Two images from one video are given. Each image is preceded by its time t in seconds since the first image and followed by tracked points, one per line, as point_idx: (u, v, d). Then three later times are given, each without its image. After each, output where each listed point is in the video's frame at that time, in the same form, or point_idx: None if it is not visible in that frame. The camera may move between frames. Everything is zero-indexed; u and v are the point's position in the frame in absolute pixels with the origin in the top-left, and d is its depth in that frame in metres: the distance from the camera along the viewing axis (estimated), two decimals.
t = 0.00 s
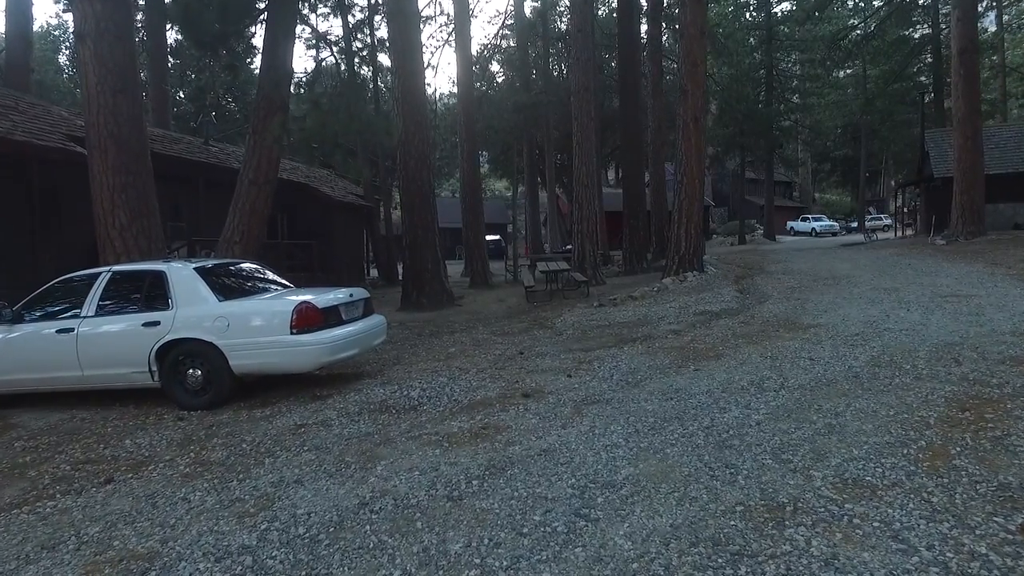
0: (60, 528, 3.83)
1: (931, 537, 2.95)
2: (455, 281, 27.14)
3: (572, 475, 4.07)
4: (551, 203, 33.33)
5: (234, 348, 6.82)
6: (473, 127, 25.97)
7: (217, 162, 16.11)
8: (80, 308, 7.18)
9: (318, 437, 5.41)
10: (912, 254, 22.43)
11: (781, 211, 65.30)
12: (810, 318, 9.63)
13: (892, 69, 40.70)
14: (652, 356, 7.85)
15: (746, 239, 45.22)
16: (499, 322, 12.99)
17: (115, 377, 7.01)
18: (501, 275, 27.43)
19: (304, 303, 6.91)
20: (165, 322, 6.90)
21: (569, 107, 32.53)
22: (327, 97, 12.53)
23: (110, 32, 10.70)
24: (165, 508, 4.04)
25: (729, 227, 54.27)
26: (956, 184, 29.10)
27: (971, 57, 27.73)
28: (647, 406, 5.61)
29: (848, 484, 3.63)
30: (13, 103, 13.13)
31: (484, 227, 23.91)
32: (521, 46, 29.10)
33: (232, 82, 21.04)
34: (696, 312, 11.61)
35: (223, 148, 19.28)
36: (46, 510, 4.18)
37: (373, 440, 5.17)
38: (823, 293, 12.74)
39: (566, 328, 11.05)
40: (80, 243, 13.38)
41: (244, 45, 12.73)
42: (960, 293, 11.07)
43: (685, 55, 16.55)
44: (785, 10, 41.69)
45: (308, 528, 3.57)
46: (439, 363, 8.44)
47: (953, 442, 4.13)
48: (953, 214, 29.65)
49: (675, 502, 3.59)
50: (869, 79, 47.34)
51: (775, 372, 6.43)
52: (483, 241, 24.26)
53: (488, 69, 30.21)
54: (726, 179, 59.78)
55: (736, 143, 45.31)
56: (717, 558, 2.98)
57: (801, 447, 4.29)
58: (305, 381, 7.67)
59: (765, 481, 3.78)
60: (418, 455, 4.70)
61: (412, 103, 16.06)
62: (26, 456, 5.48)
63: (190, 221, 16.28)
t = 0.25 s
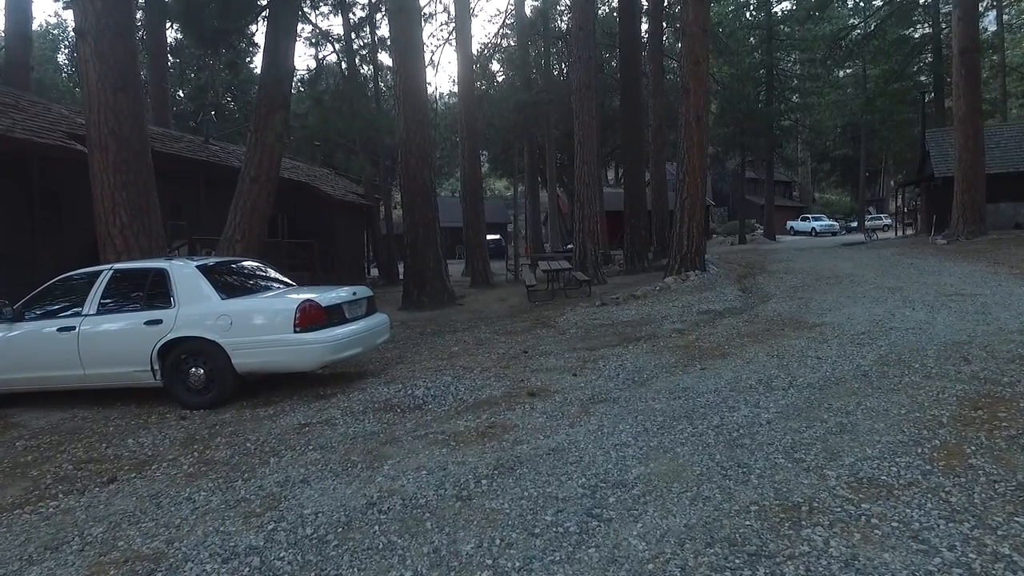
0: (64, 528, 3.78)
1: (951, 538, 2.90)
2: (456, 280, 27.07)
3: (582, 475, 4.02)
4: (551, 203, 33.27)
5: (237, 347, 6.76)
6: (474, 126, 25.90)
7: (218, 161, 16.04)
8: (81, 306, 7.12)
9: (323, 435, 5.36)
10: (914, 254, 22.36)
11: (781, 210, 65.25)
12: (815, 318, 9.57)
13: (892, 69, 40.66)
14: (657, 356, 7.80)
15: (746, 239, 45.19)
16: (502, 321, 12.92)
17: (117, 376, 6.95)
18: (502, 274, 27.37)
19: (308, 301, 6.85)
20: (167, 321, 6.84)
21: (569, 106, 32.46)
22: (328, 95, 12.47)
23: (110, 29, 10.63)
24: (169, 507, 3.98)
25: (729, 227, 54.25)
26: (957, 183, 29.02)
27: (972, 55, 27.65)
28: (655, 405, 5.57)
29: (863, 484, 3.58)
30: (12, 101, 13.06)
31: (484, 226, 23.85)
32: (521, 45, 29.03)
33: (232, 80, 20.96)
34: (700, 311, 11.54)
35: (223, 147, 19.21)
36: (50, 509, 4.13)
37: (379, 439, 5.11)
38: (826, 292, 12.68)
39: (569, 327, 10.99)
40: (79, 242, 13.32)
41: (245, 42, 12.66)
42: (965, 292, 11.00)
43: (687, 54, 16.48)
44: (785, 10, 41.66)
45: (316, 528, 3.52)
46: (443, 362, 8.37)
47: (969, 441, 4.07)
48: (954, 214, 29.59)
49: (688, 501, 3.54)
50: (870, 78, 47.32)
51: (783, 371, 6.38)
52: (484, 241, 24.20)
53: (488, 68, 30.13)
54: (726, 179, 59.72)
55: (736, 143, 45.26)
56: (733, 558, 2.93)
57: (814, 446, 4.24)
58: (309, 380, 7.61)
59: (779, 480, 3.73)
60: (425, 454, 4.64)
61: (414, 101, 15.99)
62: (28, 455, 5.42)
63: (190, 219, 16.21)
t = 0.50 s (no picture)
0: (64, 532, 3.69)
1: (981, 544, 2.82)
2: (457, 280, 27.00)
3: (594, 478, 3.92)
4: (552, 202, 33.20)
5: (239, 347, 6.67)
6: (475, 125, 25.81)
7: (218, 160, 15.94)
8: (80, 306, 7.03)
9: (327, 437, 5.27)
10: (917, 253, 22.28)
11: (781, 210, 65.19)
12: (821, 317, 9.49)
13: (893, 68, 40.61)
14: (664, 356, 7.72)
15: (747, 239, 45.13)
16: (504, 321, 12.84)
17: (117, 376, 6.86)
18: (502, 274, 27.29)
19: (311, 301, 6.76)
20: (168, 320, 6.74)
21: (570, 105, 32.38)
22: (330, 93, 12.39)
23: (110, 26, 10.53)
24: (172, 511, 3.89)
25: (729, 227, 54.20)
26: (959, 182, 28.93)
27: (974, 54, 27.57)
28: (665, 405, 5.48)
29: (884, 486, 3.49)
30: (11, 99, 12.96)
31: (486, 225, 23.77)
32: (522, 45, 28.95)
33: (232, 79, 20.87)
34: (705, 311, 11.46)
35: (223, 145, 19.10)
36: (51, 512, 4.04)
37: (385, 440, 5.03)
38: (831, 291, 12.61)
39: (573, 327, 10.91)
40: (79, 241, 13.22)
41: (246, 40, 12.56)
42: (972, 292, 10.92)
43: (690, 52, 16.40)
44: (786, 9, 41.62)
45: (323, 533, 3.43)
46: (446, 362, 8.28)
47: (990, 443, 3.99)
48: (956, 214, 29.51)
49: (705, 505, 3.45)
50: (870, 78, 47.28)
51: (793, 371, 6.29)
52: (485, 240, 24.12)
53: (489, 67, 30.04)
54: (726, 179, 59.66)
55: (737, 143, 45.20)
56: (756, 565, 2.84)
57: (830, 448, 4.16)
58: (311, 380, 7.52)
59: (797, 483, 3.64)
60: (433, 456, 4.55)
61: (415, 100, 15.90)
62: (27, 457, 5.32)
63: (190, 218, 16.11)
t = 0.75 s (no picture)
0: (58, 539, 3.55)
1: (1018, 555, 2.70)
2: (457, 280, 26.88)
3: (608, 483, 3.79)
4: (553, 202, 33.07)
5: (239, 347, 6.54)
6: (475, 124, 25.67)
7: (218, 158, 15.81)
8: (78, 305, 6.89)
9: (331, 439, 5.14)
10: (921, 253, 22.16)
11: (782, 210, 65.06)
12: (829, 317, 9.37)
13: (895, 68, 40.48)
14: (672, 356, 7.58)
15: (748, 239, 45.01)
16: (507, 320, 12.71)
17: (114, 377, 6.73)
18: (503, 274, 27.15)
19: (313, 300, 6.62)
20: (167, 319, 6.61)
21: (571, 104, 32.25)
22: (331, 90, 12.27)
23: (109, 22, 10.40)
24: (171, 517, 3.76)
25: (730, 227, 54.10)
26: (961, 182, 28.79)
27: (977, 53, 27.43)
28: (676, 407, 5.36)
29: (909, 492, 3.36)
30: (9, 96, 12.82)
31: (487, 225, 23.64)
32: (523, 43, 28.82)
33: (232, 77, 20.72)
34: (711, 311, 11.32)
35: (223, 144, 18.96)
36: (46, 517, 3.91)
37: (391, 443, 4.90)
38: (837, 291, 12.49)
39: (577, 327, 10.79)
40: (77, 239, 13.09)
41: (245, 36, 12.43)
42: (980, 292, 10.80)
43: (694, 50, 16.26)
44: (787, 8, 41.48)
45: (327, 541, 3.30)
46: (449, 362, 8.15)
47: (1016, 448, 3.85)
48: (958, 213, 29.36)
49: (724, 511, 3.32)
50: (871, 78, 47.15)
51: (805, 372, 6.17)
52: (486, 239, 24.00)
53: (490, 66, 29.91)
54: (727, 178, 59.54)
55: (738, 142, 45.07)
56: None
57: (850, 452, 4.02)
58: (312, 380, 7.39)
59: (818, 489, 3.51)
60: (439, 460, 4.42)
61: (416, 98, 15.76)
62: (23, 460, 5.18)
63: (189, 217, 15.98)
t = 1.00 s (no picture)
0: (45, 552, 3.37)
1: None
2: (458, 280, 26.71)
3: (623, 491, 3.62)
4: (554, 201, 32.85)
5: (238, 348, 6.35)
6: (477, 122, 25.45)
7: (216, 156, 15.61)
8: (72, 305, 6.71)
9: (333, 444, 4.96)
10: (926, 253, 21.96)
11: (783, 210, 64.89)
12: (839, 317, 9.20)
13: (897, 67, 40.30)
14: (681, 357, 7.40)
15: (749, 238, 44.82)
16: (511, 320, 12.52)
17: (109, 378, 6.54)
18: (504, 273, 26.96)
19: (314, 299, 6.44)
20: (163, 319, 6.42)
21: (572, 103, 32.06)
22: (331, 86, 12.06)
23: (106, 17, 10.19)
24: (164, 528, 3.57)
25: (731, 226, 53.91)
26: (965, 181, 28.53)
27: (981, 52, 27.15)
28: (689, 410, 5.18)
29: (946, 503, 3.18)
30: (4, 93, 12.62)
31: (488, 224, 23.46)
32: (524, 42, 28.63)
33: (231, 75, 20.55)
34: (718, 311, 11.13)
35: (222, 142, 18.77)
36: (32, 529, 3.71)
37: (395, 449, 4.71)
38: (846, 291, 12.29)
39: (582, 327, 10.63)
40: (73, 237, 12.90)
41: (245, 32, 12.24)
42: (992, 292, 10.61)
43: (699, 47, 16.08)
44: (789, 7, 41.28)
45: (330, 554, 3.12)
46: (452, 363, 7.96)
47: None
48: (962, 213, 29.12)
49: (751, 523, 3.13)
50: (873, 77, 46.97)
51: (821, 374, 5.99)
52: (488, 239, 23.83)
53: (490, 64, 29.72)
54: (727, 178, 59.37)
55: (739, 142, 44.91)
56: None
57: (879, 459, 3.83)
58: (314, 381, 7.22)
59: (848, 499, 3.32)
60: (446, 466, 4.23)
61: (418, 95, 15.58)
62: (14, 465, 5.01)
63: (188, 216, 15.78)
